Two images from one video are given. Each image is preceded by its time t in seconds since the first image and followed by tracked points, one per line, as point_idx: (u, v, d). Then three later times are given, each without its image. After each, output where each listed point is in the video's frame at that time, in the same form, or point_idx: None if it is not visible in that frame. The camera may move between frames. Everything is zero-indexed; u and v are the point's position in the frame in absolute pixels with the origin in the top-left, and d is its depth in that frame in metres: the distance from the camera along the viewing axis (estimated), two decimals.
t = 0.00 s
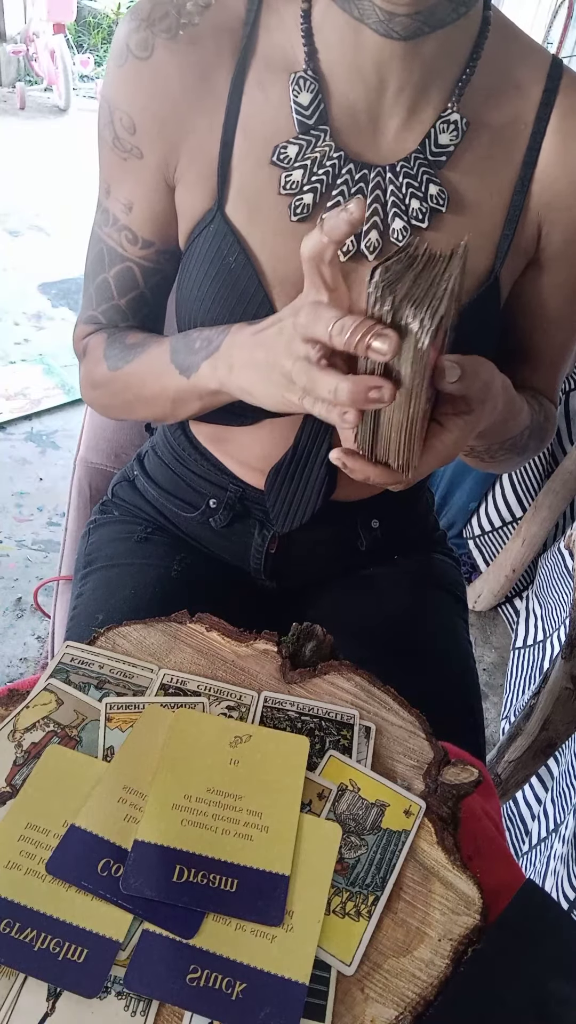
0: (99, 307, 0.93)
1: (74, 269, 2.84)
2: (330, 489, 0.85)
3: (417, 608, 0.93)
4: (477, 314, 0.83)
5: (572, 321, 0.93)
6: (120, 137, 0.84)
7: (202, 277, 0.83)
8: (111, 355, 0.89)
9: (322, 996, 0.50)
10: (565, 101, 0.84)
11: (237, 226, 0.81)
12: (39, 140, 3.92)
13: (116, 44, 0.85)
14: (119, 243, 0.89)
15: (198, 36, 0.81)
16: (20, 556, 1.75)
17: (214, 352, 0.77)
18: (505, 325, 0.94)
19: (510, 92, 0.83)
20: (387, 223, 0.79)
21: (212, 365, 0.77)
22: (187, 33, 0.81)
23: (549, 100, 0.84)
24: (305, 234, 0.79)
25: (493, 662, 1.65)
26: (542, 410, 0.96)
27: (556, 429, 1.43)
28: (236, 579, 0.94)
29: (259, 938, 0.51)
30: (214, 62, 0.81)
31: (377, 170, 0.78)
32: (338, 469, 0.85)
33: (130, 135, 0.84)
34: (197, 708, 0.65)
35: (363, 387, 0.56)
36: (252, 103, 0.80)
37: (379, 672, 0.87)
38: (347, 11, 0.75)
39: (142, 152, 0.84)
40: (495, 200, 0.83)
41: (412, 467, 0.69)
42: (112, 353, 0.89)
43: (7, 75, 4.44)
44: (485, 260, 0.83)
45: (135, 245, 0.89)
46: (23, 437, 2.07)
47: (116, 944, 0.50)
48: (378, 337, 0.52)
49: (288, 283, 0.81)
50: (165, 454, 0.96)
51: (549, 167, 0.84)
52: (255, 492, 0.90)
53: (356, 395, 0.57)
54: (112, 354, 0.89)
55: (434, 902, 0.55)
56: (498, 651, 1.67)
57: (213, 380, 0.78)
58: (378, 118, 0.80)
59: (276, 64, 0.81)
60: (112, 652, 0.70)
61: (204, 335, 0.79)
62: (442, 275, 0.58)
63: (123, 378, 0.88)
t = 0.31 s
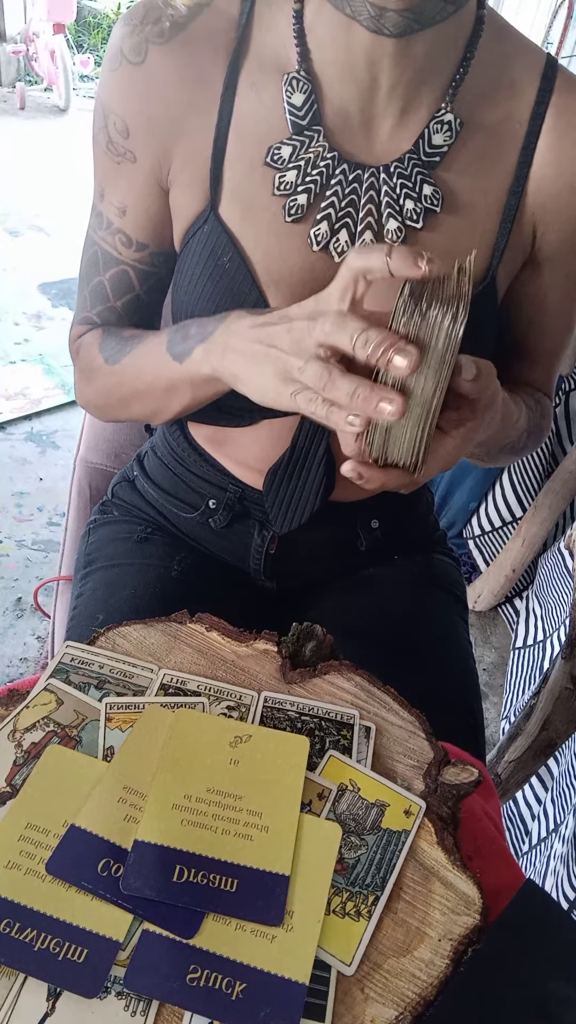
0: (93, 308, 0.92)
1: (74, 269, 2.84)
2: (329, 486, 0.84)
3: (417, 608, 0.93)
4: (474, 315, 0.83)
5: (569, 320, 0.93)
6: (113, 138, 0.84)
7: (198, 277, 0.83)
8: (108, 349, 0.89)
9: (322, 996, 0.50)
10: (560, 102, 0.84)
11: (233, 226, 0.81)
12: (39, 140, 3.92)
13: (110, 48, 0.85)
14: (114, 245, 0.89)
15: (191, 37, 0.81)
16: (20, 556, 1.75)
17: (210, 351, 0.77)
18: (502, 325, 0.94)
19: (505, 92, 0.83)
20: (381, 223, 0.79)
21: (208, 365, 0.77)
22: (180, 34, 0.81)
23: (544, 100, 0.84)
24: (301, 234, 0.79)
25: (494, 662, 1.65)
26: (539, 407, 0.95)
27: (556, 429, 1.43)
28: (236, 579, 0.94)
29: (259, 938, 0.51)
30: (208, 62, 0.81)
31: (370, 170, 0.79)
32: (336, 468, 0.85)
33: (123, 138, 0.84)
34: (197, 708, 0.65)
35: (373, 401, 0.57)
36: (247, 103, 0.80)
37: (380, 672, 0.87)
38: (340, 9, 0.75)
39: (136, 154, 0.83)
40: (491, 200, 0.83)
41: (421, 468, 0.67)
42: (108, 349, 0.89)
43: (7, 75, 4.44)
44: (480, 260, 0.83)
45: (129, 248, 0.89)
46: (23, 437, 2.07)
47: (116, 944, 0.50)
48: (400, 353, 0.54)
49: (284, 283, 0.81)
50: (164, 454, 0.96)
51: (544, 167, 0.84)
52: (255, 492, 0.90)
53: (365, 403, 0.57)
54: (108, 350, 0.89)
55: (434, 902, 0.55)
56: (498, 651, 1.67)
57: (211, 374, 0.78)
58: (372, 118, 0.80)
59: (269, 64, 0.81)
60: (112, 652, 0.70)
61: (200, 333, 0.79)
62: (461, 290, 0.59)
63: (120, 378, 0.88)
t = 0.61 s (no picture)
0: (92, 305, 0.93)
1: (74, 268, 2.84)
2: (328, 484, 0.85)
3: (417, 608, 0.93)
4: (472, 315, 0.83)
5: (567, 320, 0.93)
6: (112, 138, 0.84)
7: (196, 277, 0.83)
8: (107, 345, 0.89)
9: (322, 996, 0.50)
10: (557, 102, 0.84)
11: (231, 226, 0.81)
12: (39, 140, 3.93)
13: (108, 48, 0.85)
14: (111, 243, 0.89)
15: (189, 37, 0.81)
16: (20, 556, 1.75)
17: (203, 352, 0.77)
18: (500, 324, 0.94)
19: (503, 92, 0.83)
20: (378, 223, 0.79)
21: (203, 366, 0.77)
22: (177, 34, 0.81)
23: (541, 101, 0.84)
24: (299, 234, 0.79)
25: (494, 662, 1.65)
26: (538, 404, 0.96)
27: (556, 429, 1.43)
28: (236, 579, 0.94)
29: (259, 938, 0.51)
30: (205, 62, 0.81)
31: (368, 170, 0.79)
32: (336, 467, 0.86)
33: (122, 137, 0.84)
34: (198, 708, 0.65)
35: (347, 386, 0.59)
36: (245, 103, 0.80)
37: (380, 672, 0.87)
38: (339, 10, 0.75)
39: (134, 154, 0.83)
40: (489, 200, 0.83)
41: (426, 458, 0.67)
42: (107, 344, 0.89)
43: (7, 75, 4.44)
44: (478, 259, 0.83)
45: (127, 246, 0.89)
46: (23, 437, 2.07)
47: (116, 944, 0.50)
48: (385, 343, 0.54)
49: (282, 283, 0.81)
50: (164, 454, 0.96)
51: (541, 167, 0.84)
52: (255, 491, 0.90)
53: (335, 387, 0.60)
54: (107, 345, 0.89)
55: (434, 902, 0.55)
56: (498, 651, 1.67)
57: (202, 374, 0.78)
58: (370, 119, 0.80)
59: (266, 65, 0.81)
60: (112, 652, 0.70)
61: (197, 332, 0.79)
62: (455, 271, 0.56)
63: (118, 378, 0.88)
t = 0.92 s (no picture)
0: (92, 303, 0.93)
1: (74, 268, 2.84)
2: (328, 482, 0.85)
3: (417, 608, 0.93)
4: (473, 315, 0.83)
5: (567, 320, 0.94)
6: (112, 137, 0.84)
7: (196, 276, 0.83)
8: (107, 344, 0.89)
9: (322, 996, 0.50)
10: (558, 102, 0.84)
11: (232, 226, 0.81)
12: (39, 140, 3.92)
13: (109, 47, 0.85)
14: (112, 242, 0.89)
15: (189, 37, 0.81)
16: (20, 556, 1.75)
17: (205, 348, 0.76)
18: (500, 324, 0.94)
19: (503, 91, 0.83)
20: (379, 222, 0.79)
21: (205, 364, 0.77)
22: (177, 34, 0.81)
23: (541, 101, 0.84)
24: (299, 234, 0.79)
25: (494, 662, 1.65)
26: (537, 401, 0.96)
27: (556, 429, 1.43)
28: (236, 579, 0.94)
29: (259, 938, 0.51)
30: (206, 62, 0.81)
31: (368, 170, 0.79)
32: (334, 468, 0.86)
33: (122, 136, 0.83)
34: (198, 708, 0.65)
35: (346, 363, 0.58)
36: (246, 103, 0.80)
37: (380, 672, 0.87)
38: (340, 11, 0.75)
39: (135, 154, 0.83)
40: (490, 200, 0.83)
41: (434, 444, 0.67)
42: (107, 342, 0.89)
43: (7, 75, 4.43)
44: (478, 259, 0.83)
45: (127, 245, 0.89)
46: (23, 437, 2.07)
47: (116, 944, 0.50)
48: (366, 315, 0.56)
49: (282, 282, 0.81)
50: (164, 454, 0.96)
51: (541, 168, 0.84)
52: (254, 492, 0.90)
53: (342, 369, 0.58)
54: (107, 345, 0.89)
55: (434, 902, 0.55)
56: (498, 651, 1.67)
57: (205, 372, 0.78)
58: (370, 119, 0.80)
59: (266, 65, 0.81)
60: (112, 652, 0.70)
61: (198, 330, 0.79)
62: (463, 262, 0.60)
63: (119, 378, 0.88)
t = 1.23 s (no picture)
0: (92, 304, 0.93)
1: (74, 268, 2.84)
2: (329, 481, 0.85)
3: (417, 608, 0.93)
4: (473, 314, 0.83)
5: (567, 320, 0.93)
6: (112, 135, 0.84)
7: (196, 274, 0.83)
8: (107, 343, 0.89)
9: (322, 996, 0.50)
10: (558, 101, 0.84)
11: (232, 225, 0.81)
12: (39, 140, 3.93)
13: (109, 45, 0.85)
14: (112, 241, 0.89)
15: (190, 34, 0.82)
16: (20, 556, 1.75)
17: (210, 345, 0.76)
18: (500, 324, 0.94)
19: (503, 89, 0.83)
20: (383, 218, 0.79)
21: (209, 361, 0.77)
22: (178, 31, 0.81)
23: (541, 99, 0.84)
24: (299, 234, 0.79)
25: (493, 662, 1.65)
26: (541, 391, 0.96)
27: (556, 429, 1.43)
28: (237, 579, 0.94)
29: (259, 938, 0.51)
30: (206, 60, 0.81)
31: (371, 166, 0.79)
32: (336, 466, 0.86)
33: (122, 134, 0.83)
34: (197, 708, 0.65)
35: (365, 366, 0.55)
36: (246, 102, 0.80)
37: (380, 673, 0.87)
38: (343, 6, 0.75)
39: (134, 152, 0.83)
40: (491, 199, 0.83)
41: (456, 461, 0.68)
42: (108, 343, 0.89)
43: (7, 75, 4.43)
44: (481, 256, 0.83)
45: (127, 244, 0.89)
46: (23, 437, 2.07)
47: (116, 944, 0.50)
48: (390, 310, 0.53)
49: (284, 279, 0.81)
50: (164, 454, 0.96)
51: (541, 167, 0.84)
52: (253, 494, 0.90)
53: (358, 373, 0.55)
54: (108, 345, 0.89)
55: (434, 902, 0.55)
56: (498, 651, 1.67)
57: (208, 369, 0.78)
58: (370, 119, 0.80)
59: (267, 64, 0.81)
60: (112, 652, 0.70)
61: (199, 329, 0.79)
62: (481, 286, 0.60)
63: (121, 376, 0.88)
